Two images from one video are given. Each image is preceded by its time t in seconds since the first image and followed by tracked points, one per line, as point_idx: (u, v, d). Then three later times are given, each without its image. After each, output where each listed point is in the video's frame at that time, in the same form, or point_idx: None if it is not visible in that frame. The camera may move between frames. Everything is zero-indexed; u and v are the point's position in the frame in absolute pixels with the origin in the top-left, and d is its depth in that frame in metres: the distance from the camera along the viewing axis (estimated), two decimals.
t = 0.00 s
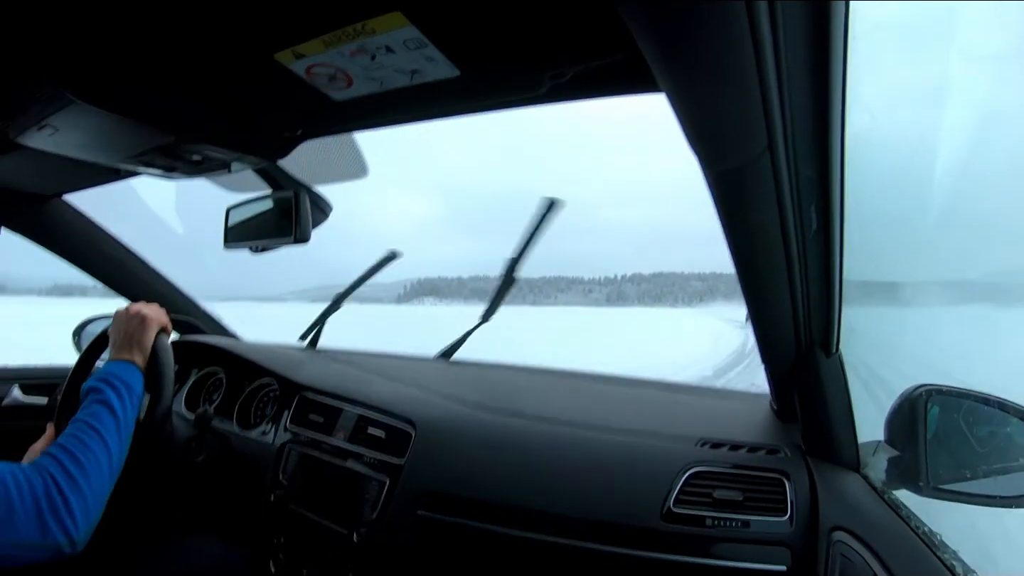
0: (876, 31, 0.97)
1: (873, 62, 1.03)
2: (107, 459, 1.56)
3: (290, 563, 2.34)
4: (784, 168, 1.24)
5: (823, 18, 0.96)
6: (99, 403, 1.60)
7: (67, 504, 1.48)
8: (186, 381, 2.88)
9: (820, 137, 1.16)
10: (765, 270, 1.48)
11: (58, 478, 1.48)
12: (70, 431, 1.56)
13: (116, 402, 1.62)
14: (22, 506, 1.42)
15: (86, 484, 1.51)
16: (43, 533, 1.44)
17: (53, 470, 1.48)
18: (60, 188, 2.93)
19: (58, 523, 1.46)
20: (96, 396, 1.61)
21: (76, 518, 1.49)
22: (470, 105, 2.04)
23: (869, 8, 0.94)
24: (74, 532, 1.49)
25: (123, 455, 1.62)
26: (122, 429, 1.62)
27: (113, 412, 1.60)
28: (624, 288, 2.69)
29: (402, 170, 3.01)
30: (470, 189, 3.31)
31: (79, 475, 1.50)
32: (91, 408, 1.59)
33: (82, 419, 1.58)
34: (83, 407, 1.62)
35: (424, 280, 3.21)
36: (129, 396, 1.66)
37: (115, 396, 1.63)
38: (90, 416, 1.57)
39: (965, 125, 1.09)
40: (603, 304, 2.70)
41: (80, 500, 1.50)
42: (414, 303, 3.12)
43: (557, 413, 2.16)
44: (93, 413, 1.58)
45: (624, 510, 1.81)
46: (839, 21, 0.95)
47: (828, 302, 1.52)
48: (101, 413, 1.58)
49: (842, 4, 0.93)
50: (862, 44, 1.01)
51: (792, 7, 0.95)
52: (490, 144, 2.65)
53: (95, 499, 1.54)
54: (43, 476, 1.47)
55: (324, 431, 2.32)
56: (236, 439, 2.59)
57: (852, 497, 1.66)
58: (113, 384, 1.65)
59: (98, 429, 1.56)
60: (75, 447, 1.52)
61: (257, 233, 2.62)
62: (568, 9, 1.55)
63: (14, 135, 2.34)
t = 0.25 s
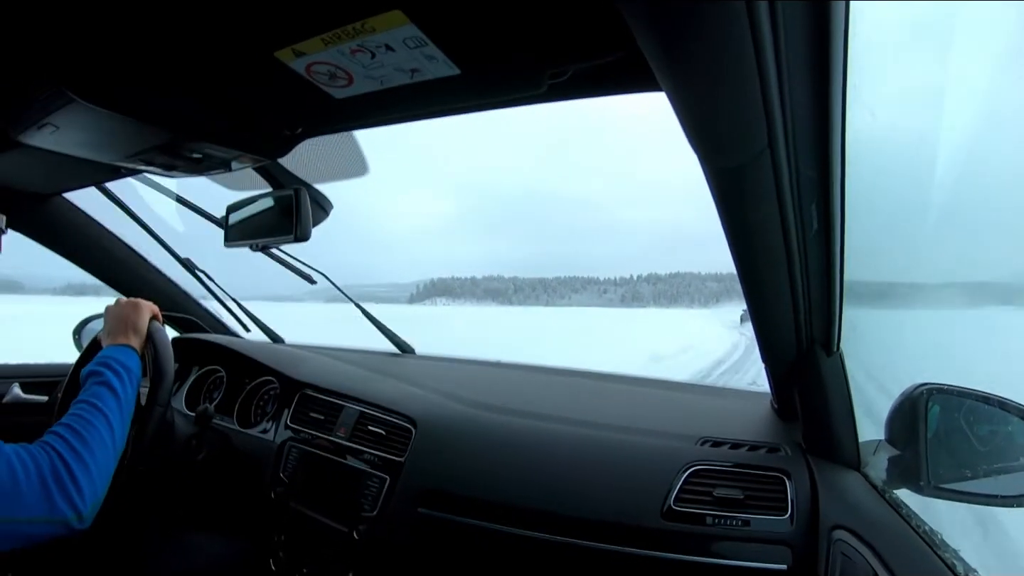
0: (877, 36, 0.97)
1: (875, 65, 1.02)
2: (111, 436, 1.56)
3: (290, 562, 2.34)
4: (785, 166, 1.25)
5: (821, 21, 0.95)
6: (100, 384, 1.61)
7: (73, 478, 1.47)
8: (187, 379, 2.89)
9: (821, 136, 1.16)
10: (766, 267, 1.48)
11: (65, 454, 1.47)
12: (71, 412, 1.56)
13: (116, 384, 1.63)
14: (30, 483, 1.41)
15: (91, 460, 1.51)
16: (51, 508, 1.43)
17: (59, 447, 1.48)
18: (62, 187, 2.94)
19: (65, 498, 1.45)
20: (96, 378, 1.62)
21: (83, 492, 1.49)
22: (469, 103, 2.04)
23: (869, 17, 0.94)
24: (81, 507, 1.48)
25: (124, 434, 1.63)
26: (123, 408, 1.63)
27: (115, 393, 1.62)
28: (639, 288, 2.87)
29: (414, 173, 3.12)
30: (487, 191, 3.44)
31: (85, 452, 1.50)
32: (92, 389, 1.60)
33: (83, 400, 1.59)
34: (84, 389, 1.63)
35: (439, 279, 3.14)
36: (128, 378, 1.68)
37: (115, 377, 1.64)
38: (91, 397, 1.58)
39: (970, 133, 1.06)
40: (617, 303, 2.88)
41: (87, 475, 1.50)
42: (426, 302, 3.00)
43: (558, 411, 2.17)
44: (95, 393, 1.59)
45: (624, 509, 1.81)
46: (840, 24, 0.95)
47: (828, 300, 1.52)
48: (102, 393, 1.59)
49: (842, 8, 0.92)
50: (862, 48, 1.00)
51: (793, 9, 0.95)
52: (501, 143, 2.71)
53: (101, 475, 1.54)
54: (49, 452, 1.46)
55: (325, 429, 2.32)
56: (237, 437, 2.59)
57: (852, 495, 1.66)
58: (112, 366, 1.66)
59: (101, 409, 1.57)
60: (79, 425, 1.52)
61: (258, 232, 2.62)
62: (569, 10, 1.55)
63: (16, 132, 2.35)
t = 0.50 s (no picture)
0: (866, 39, 0.97)
1: (864, 66, 1.03)
2: (101, 438, 1.56)
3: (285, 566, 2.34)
4: (776, 166, 1.25)
5: (812, 21, 0.96)
6: (90, 387, 1.60)
7: (64, 481, 1.47)
8: (181, 384, 2.87)
9: (813, 137, 1.16)
10: (757, 268, 1.48)
11: (55, 457, 1.47)
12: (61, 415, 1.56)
13: (107, 386, 1.62)
14: (20, 485, 1.41)
15: (82, 462, 1.51)
16: (41, 510, 1.43)
17: (49, 449, 1.47)
18: (54, 191, 2.93)
19: (56, 499, 1.45)
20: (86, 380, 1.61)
21: (74, 495, 1.48)
22: (461, 106, 2.04)
23: (859, 19, 0.94)
24: (72, 509, 1.48)
25: (115, 436, 1.63)
26: (114, 410, 1.63)
27: (105, 395, 1.61)
28: (657, 288, 2.68)
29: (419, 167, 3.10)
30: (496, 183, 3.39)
31: (76, 454, 1.50)
32: (81, 392, 1.59)
33: (73, 402, 1.58)
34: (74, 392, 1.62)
35: (452, 279, 3.19)
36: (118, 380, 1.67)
37: (106, 379, 1.63)
38: (81, 399, 1.57)
39: (960, 134, 1.07)
40: (636, 303, 2.73)
41: (77, 477, 1.49)
42: (441, 302, 3.08)
43: (554, 414, 2.16)
44: (85, 396, 1.58)
45: (618, 510, 1.81)
46: (830, 23, 0.95)
47: (820, 301, 1.52)
48: (91, 395, 1.58)
49: (832, 9, 0.93)
50: (853, 49, 1.00)
51: (785, 11, 0.95)
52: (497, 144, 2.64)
53: (92, 477, 1.53)
54: (39, 455, 1.46)
55: (319, 433, 2.31)
56: (231, 442, 2.58)
57: (846, 496, 1.66)
58: (103, 369, 1.65)
59: (92, 411, 1.56)
60: (69, 427, 1.52)
61: (250, 236, 2.61)
62: (561, 13, 1.56)
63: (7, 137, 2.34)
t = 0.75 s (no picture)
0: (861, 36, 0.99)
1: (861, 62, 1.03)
2: (96, 470, 1.56)
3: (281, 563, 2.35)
4: (774, 165, 1.24)
5: (811, 20, 0.96)
6: (90, 412, 1.60)
7: (55, 515, 1.47)
8: (177, 379, 2.86)
9: (811, 136, 1.15)
10: (754, 267, 1.48)
11: (48, 489, 1.48)
12: (58, 438, 1.56)
13: (107, 412, 1.61)
14: (13, 518, 1.42)
15: (75, 495, 1.51)
16: (32, 543, 1.44)
17: (44, 481, 1.48)
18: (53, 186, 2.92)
19: (47, 533, 1.46)
20: (87, 404, 1.60)
21: (65, 528, 1.49)
22: (461, 104, 2.03)
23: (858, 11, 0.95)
24: (63, 544, 1.49)
25: (112, 464, 1.63)
26: (112, 437, 1.62)
27: (104, 422, 1.60)
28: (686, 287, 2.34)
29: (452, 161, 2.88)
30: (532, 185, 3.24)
31: (69, 487, 1.50)
32: (81, 415, 1.59)
33: (73, 427, 1.58)
34: (74, 413, 1.61)
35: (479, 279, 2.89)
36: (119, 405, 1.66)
37: (107, 405, 1.62)
38: (81, 425, 1.57)
39: (958, 132, 1.09)
40: (664, 306, 2.42)
41: (69, 511, 1.50)
42: (465, 303, 2.80)
43: (551, 413, 2.16)
44: (84, 422, 1.58)
45: (614, 510, 1.81)
46: (829, 19, 0.96)
47: (817, 302, 1.52)
48: (91, 423, 1.58)
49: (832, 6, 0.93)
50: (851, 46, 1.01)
51: (784, 9, 0.95)
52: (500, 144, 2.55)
53: (85, 509, 1.54)
54: (33, 485, 1.47)
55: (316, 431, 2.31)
56: (227, 438, 2.58)
57: (841, 496, 1.67)
58: (104, 391, 1.64)
59: (89, 440, 1.56)
60: (65, 458, 1.52)
61: (249, 231, 2.61)
62: (561, 11, 1.55)
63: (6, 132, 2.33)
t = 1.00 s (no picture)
0: (868, 41, 0.98)
1: (869, 65, 1.02)
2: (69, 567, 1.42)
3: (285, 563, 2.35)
4: (780, 164, 1.25)
5: (816, 20, 0.95)
6: (70, 496, 1.46)
7: None
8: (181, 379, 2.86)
9: (817, 137, 1.15)
10: (758, 266, 1.48)
11: None
12: (34, 521, 1.44)
13: (88, 497, 1.47)
14: None
15: None
16: None
17: None
18: (57, 186, 2.92)
19: None
20: (69, 488, 1.47)
21: None
22: (465, 105, 2.04)
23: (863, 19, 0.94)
24: None
25: (90, 554, 1.48)
26: (93, 524, 1.48)
27: (84, 508, 1.46)
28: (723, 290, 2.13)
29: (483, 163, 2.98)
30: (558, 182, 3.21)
31: None
32: (59, 498, 1.46)
33: (51, 512, 1.45)
34: (54, 493, 1.48)
35: (508, 279, 3.16)
36: (103, 487, 1.51)
37: (89, 489, 1.47)
38: (60, 509, 1.44)
39: (961, 138, 1.06)
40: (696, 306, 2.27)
41: None
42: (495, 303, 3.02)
43: (556, 414, 2.16)
44: (63, 508, 1.44)
45: (619, 510, 1.81)
46: (835, 26, 0.95)
47: (822, 301, 1.52)
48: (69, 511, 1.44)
49: (838, 8, 0.92)
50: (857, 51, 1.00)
51: (790, 11, 0.95)
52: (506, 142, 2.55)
53: None
54: None
55: (320, 432, 2.31)
56: (231, 440, 2.58)
57: (846, 497, 1.66)
58: (89, 474, 1.49)
59: (66, 531, 1.43)
60: (39, 549, 1.39)
61: (253, 232, 2.61)
62: (566, 11, 1.55)
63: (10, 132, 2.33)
